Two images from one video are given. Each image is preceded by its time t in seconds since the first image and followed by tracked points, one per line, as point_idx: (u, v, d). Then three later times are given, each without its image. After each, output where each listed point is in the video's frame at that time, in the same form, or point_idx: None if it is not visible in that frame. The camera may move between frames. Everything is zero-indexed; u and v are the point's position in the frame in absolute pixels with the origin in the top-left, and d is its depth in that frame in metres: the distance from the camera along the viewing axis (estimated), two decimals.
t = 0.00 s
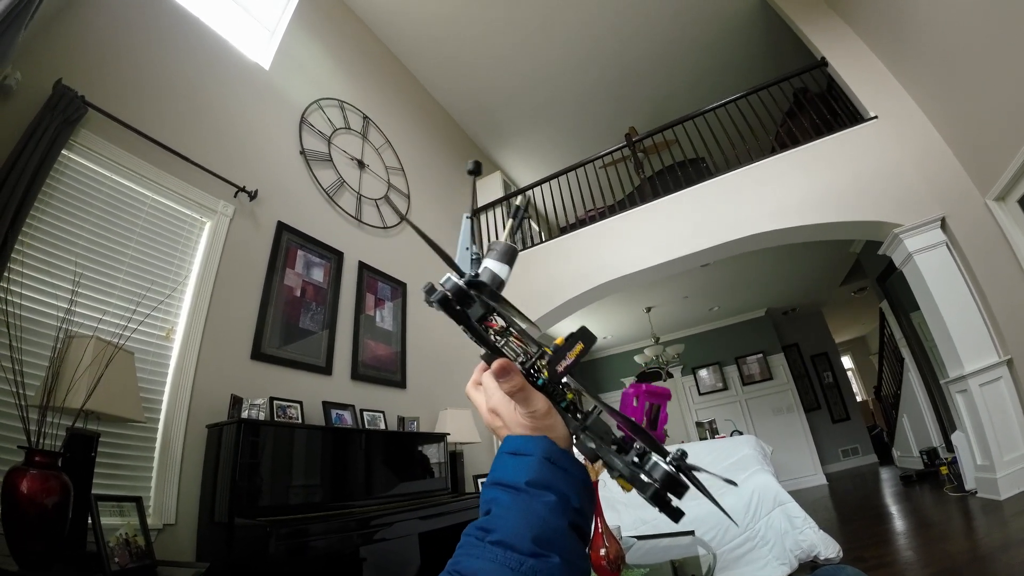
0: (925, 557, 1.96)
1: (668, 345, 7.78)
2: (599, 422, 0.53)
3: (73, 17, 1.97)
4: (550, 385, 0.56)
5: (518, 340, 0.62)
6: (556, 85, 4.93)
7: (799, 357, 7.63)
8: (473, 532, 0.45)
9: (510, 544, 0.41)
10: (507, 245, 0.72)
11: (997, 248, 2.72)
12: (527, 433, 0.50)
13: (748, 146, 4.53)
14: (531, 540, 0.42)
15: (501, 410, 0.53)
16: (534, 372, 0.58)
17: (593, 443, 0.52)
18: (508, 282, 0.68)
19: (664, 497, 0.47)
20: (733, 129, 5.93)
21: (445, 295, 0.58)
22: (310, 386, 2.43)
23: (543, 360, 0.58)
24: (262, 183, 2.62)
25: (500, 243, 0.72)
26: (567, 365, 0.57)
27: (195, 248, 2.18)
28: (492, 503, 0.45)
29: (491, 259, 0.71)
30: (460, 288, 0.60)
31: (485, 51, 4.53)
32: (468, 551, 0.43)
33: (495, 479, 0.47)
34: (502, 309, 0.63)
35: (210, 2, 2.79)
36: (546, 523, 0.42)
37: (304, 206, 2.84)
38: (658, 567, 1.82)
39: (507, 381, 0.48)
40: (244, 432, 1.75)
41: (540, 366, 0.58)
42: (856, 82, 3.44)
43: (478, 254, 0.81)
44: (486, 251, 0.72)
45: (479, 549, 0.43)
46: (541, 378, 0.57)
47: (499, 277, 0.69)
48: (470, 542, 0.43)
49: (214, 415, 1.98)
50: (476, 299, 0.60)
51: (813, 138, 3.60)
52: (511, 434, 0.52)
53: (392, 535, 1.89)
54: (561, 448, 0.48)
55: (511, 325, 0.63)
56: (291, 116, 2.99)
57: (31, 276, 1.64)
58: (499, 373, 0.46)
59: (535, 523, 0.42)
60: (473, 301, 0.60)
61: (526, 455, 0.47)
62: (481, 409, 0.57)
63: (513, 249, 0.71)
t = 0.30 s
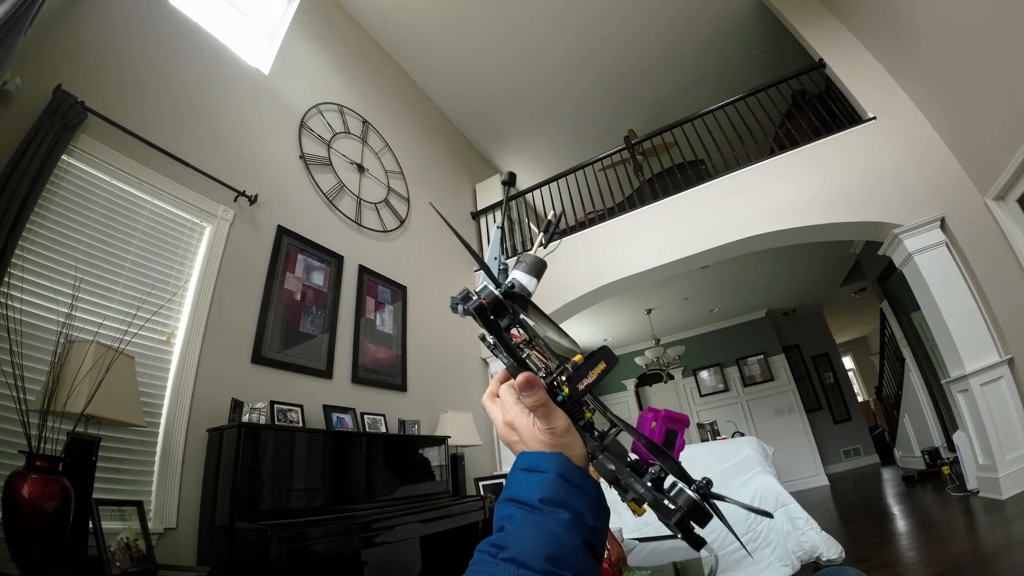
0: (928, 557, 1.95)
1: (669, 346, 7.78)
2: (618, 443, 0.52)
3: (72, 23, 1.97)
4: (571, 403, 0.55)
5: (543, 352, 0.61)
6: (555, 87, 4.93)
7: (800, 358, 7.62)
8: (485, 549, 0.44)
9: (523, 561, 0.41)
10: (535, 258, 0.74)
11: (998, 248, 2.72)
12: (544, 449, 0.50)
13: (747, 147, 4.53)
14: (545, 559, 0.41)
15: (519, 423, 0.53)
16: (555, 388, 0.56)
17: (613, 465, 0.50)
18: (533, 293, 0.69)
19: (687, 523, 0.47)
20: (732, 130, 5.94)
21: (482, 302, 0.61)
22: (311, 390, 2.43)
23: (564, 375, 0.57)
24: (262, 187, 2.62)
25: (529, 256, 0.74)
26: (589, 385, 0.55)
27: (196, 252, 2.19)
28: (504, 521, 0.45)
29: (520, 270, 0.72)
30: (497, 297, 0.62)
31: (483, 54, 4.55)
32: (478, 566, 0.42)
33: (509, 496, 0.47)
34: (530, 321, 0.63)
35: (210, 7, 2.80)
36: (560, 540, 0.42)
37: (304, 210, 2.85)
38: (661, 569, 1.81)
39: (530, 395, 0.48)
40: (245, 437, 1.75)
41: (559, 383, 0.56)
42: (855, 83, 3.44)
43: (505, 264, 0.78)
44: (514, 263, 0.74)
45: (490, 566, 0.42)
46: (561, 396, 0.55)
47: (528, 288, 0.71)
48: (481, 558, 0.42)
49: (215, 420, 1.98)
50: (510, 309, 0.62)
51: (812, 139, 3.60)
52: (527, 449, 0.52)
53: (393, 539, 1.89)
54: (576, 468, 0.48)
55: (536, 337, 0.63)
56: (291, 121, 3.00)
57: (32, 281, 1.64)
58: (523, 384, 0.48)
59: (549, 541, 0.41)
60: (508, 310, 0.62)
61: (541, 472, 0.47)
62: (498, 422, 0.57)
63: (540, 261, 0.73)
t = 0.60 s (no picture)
0: (929, 558, 1.95)
1: (670, 347, 7.77)
2: (622, 450, 0.53)
3: (74, 24, 1.98)
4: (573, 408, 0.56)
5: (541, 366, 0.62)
6: (556, 88, 4.93)
7: (802, 359, 7.61)
8: (491, 559, 0.43)
9: (527, 572, 0.40)
10: (526, 275, 0.76)
11: (999, 249, 2.71)
12: (547, 458, 0.51)
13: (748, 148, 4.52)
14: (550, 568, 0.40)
15: (521, 437, 0.55)
16: (555, 397, 0.57)
17: (610, 469, 0.52)
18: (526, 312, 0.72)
19: (667, 523, 0.49)
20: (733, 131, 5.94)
21: (452, 323, 0.66)
22: (312, 390, 2.44)
23: (565, 385, 0.57)
24: (262, 188, 2.62)
25: (521, 272, 0.76)
26: (589, 391, 0.55)
27: (197, 253, 2.19)
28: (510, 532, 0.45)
29: (512, 287, 0.75)
30: (467, 315, 0.65)
31: (484, 54, 4.55)
32: None
33: (515, 506, 0.47)
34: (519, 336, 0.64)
35: (212, 9, 2.80)
36: (564, 549, 0.41)
37: (305, 210, 2.85)
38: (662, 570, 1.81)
39: (520, 404, 0.51)
40: (246, 437, 1.75)
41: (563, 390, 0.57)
42: (856, 84, 3.44)
43: (501, 283, 0.85)
44: (508, 282, 0.77)
45: None
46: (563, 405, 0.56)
47: (519, 305, 0.73)
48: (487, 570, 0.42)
49: (216, 420, 1.98)
50: (483, 325, 0.66)
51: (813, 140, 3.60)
52: (531, 460, 0.53)
53: (394, 539, 1.90)
54: (578, 475, 0.49)
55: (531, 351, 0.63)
56: (292, 122, 3.00)
57: (34, 281, 1.65)
58: (513, 395, 0.50)
59: (553, 550, 0.41)
60: (480, 326, 0.65)
61: (546, 480, 0.48)
62: (505, 436, 0.59)
63: (532, 277, 0.76)
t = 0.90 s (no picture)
0: (929, 559, 1.94)
1: (670, 347, 7.77)
2: (625, 454, 0.53)
3: (76, 22, 1.98)
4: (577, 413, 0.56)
5: (545, 364, 0.63)
6: (558, 87, 4.93)
7: (802, 359, 7.61)
8: (491, 560, 0.43)
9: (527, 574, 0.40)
10: (535, 269, 0.76)
11: (1001, 249, 2.71)
12: (549, 459, 0.51)
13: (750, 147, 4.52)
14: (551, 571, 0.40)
15: (523, 437, 0.54)
16: (558, 397, 0.58)
17: (615, 474, 0.52)
18: (533, 306, 0.72)
19: (681, 533, 0.48)
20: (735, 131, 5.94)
21: (464, 317, 0.66)
22: (313, 388, 2.44)
23: (569, 386, 0.58)
24: (264, 186, 2.62)
25: (529, 268, 0.76)
26: (593, 393, 0.55)
27: (199, 251, 2.19)
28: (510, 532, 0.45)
29: (519, 283, 0.75)
30: (480, 310, 0.66)
31: (486, 53, 4.54)
32: None
33: (516, 507, 0.47)
34: (525, 334, 0.65)
35: (214, 6, 2.80)
36: (566, 552, 0.41)
37: (306, 208, 2.85)
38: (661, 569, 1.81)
39: (526, 405, 0.49)
40: (247, 435, 1.75)
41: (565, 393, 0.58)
42: (858, 84, 3.43)
43: (507, 277, 0.85)
44: (516, 276, 0.77)
45: None
46: (565, 407, 0.57)
47: (526, 300, 0.73)
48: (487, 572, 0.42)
49: (216, 417, 1.99)
50: (493, 322, 0.66)
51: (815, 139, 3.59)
52: (532, 460, 0.53)
53: (394, 537, 1.90)
54: (581, 477, 0.49)
55: (537, 350, 0.64)
56: (294, 120, 3.00)
57: (35, 278, 1.65)
58: (520, 395, 0.49)
59: (555, 553, 0.41)
60: (491, 323, 0.65)
61: (547, 482, 0.48)
62: (504, 433, 0.59)
63: (541, 273, 0.75)
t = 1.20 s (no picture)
0: (932, 556, 1.94)
1: (672, 346, 7.76)
2: (621, 448, 0.53)
3: (77, 25, 1.98)
4: (576, 408, 0.56)
5: (540, 361, 0.62)
6: (557, 86, 4.92)
7: (804, 357, 7.59)
8: (489, 556, 0.44)
9: (524, 569, 0.40)
10: (527, 270, 0.77)
11: (1003, 246, 2.70)
12: (545, 454, 0.51)
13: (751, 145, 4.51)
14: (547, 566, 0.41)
15: (520, 434, 0.55)
16: (554, 394, 0.58)
17: (610, 466, 0.52)
18: (527, 306, 0.73)
19: (672, 518, 0.51)
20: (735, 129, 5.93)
21: (455, 315, 0.67)
22: (315, 389, 2.44)
23: (564, 383, 0.58)
24: (264, 187, 2.63)
25: (521, 268, 0.77)
26: (587, 388, 0.55)
27: (200, 252, 2.20)
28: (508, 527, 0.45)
29: (512, 283, 0.76)
30: (470, 308, 0.66)
31: (485, 53, 4.54)
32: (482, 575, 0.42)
33: (513, 503, 0.47)
34: (518, 333, 0.65)
35: (214, 9, 2.80)
36: (562, 548, 0.42)
37: (307, 209, 2.86)
38: (663, 568, 1.81)
39: (519, 401, 0.51)
40: (249, 436, 1.75)
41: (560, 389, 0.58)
42: (858, 81, 3.43)
43: (501, 279, 0.86)
44: (509, 277, 0.78)
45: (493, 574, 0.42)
46: (562, 403, 0.58)
47: (519, 301, 0.74)
48: (485, 568, 0.42)
49: (219, 419, 1.99)
50: (485, 320, 0.66)
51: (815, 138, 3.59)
52: (529, 457, 0.53)
53: (396, 537, 1.90)
54: (577, 471, 0.49)
55: (531, 348, 0.64)
56: (294, 121, 3.00)
57: (37, 281, 1.65)
58: (513, 391, 0.50)
59: (551, 548, 0.41)
60: (483, 322, 0.66)
61: (544, 477, 0.48)
62: (502, 432, 0.59)
63: (534, 273, 0.76)
